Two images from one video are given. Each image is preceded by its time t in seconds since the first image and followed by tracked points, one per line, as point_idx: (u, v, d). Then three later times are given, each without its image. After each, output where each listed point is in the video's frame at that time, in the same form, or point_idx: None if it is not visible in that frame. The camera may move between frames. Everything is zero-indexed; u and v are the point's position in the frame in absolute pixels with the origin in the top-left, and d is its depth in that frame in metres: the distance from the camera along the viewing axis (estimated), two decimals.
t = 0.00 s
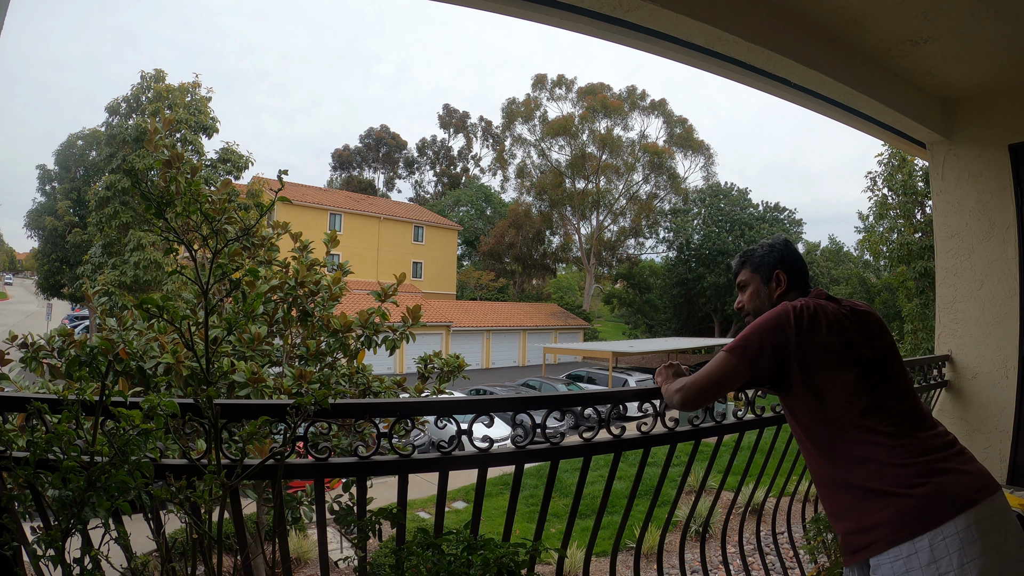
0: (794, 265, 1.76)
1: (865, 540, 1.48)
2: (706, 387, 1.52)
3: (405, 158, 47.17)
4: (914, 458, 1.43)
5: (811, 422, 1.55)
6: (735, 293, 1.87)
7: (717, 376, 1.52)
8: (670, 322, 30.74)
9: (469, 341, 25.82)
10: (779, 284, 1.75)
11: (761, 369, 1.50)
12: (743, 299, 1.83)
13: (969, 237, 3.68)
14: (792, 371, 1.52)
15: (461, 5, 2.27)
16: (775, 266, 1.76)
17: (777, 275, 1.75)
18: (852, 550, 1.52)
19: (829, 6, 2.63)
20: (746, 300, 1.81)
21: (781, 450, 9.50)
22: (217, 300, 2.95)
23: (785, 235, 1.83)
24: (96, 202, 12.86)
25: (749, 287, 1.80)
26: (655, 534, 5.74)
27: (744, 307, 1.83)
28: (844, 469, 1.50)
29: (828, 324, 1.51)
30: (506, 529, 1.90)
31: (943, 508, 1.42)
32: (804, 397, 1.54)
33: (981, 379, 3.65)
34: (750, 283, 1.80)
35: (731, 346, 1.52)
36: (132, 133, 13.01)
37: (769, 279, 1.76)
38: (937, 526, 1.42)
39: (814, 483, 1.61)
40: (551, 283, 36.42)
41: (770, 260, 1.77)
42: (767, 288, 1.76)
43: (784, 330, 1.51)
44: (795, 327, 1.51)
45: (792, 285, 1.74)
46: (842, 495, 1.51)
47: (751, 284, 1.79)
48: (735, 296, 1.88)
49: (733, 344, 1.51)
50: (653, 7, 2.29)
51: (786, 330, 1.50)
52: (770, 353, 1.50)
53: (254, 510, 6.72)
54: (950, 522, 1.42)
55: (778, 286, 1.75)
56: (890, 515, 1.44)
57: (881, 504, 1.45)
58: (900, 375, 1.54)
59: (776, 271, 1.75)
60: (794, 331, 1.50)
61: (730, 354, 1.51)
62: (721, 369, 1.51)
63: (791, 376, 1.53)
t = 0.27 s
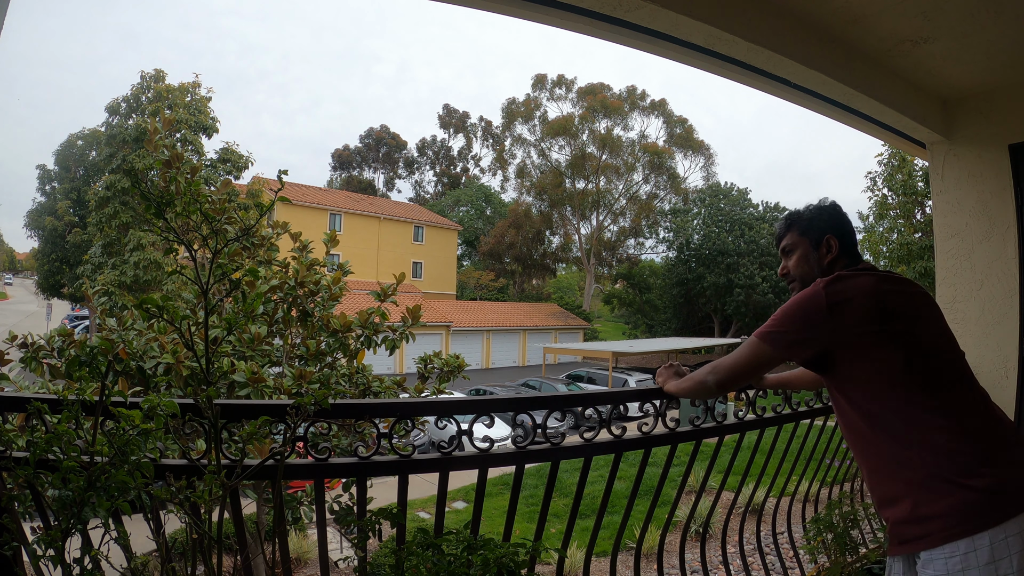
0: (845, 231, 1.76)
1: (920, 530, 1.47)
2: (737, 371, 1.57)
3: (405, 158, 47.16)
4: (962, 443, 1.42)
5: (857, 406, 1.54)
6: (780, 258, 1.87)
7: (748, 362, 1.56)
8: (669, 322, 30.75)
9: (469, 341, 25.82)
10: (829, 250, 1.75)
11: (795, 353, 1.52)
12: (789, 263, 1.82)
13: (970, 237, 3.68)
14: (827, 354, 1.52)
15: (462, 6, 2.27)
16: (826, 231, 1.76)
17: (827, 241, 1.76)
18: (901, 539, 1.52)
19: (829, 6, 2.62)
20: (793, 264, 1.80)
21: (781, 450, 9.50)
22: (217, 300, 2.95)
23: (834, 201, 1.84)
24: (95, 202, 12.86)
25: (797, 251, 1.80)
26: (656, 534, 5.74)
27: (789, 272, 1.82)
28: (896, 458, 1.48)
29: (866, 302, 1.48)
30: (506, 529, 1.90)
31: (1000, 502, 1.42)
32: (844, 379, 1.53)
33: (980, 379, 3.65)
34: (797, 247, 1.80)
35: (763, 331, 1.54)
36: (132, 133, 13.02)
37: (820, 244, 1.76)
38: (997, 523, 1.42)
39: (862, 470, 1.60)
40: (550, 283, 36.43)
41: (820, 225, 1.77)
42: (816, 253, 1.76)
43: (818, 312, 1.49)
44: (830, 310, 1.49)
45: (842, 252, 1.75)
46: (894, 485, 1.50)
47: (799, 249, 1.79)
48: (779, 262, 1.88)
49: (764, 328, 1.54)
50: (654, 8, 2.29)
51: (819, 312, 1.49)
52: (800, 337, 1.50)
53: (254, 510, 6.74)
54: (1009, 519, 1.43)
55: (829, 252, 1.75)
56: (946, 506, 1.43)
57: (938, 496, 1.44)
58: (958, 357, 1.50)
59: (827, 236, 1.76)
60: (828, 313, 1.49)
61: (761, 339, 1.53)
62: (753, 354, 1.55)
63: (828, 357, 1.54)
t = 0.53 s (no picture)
0: (866, 230, 1.76)
1: (963, 529, 1.46)
2: (752, 369, 1.59)
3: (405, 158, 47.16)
4: (993, 439, 1.41)
5: (881, 405, 1.53)
6: (798, 258, 1.87)
7: (762, 361, 1.58)
8: (670, 322, 30.72)
9: (470, 341, 25.81)
10: (849, 249, 1.74)
11: (810, 353, 1.53)
12: (807, 264, 1.83)
13: (970, 237, 3.68)
14: (841, 352, 1.53)
15: (463, 6, 2.27)
16: (845, 231, 1.76)
17: (847, 240, 1.75)
18: (945, 539, 1.51)
19: (829, 6, 2.62)
20: (811, 265, 1.80)
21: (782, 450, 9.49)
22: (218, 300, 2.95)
23: (854, 199, 1.83)
24: (96, 201, 12.87)
25: (816, 251, 1.80)
26: (656, 534, 5.74)
27: (808, 272, 1.82)
28: (928, 454, 1.47)
29: (881, 300, 1.48)
30: (506, 529, 1.90)
31: None
32: (864, 377, 1.54)
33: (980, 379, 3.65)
34: (816, 247, 1.79)
35: (778, 331, 1.56)
36: (133, 133, 13.02)
37: (839, 244, 1.76)
38: None
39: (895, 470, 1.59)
40: (551, 283, 36.40)
41: (840, 224, 1.77)
42: (836, 253, 1.76)
43: (832, 310, 1.50)
44: (844, 309, 1.50)
45: (862, 252, 1.74)
46: (931, 484, 1.49)
47: (818, 249, 1.79)
48: (798, 261, 1.88)
49: (779, 328, 1.56)
50: (654, 8, 2.29)
51: (834, 310, 1.50)
52: (813, 336, 1.52)
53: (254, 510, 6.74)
54: None
55: (848, 252, 1.75)
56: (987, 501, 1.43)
57: (978, 491, 1.43)
58: (980, 348, 1.49)
59: (846, 236, 1.75)
60: (843, 312, 1.50)
61: (774, 339, 1.56)
62: (768, 353, 1.57)
63: (846, 358, 1.54)
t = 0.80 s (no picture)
0: (865, 237, 1.75)
1: (968, 530, 1.46)
2: (753, 370, 1.58)
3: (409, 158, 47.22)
4: (997, 439, 1.40)
5: (883, 408, 1.53)
6: (797, 267, 1.86)
7: (765, 361, 1.57)
8: (673, 322, 30.66)
9: (473, 341, 25.81)
10: (848, 257, 1.74)
11: (812, 354, 1.52)
12: (806, 272, 1.82)
13: (975, 237, 3.65)
14: (843, 354, 1.52)
15: (466, 5, 2.27)
16: (843, 238, 1.75)
17: (846, 247, 1.75)
18: (951, 541, 1.50)
19: (833, 5, 2.61)
20: (810, 273, 1.80)
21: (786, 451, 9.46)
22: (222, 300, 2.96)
23: (852, 207, 1.82)
24: (101, 202, 12.93)
25: (815, 260, 1.79)
26: (660, 534, 5.74)
27: (807, 280, 1.82)
28: (932, 456, 1.46)
29: (883, 302, 1.48)
30: (510, 529, 1.90)
31: None
32: (867, 379, 1.52)
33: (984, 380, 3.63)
34: (815, 255, 1.79)
35: (779, 332, 1.55)
36: (137, 134, 13.08)
37: (838, 252, 1.75)
38: None
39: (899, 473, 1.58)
40: (555, 283, 36.38)
41: (838, 231, 1.77)
42: (835, 261, 1.76)
43: (834, 313, 1.50)
44: (847, 310, 1.49)
45: (860, 259, 1.74)
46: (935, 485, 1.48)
47: (817, 257, 1.79)
48: (797, 271, 1.88)
49: (781, 330, 1.55)
50: (658, 7, 2.28)
51: (837, 313, 1.49)
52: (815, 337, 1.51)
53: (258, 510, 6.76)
54: None
55: (847, 259, 1.74)
56: (990, 500, 1.42)
57: (981, 490, 1.42)
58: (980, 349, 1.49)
59: (844, 243, 1.75)
60: (846, 314, 1.49)
61: (775, 340, 1.55)
62: (770, 354, 1.56)
63: (849, 360, 1.53)
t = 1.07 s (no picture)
0: (838, 260, 1.75)
1: (937, 536, 1.44)
2: (742, 376, 1.53)
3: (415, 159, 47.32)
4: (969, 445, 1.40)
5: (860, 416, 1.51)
6: (772, 287, 1.86)
7: (753, 365, 1.52)
8: (680, 322, 30.56)
9: (480, 341, 25.83)
10: (821, 278, 1.74)
11: (799, 360, 1.50)
12: (781, 292, 1.81)
13: (982, 236, 3.61)
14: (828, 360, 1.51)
15: (469, 6, 2.27)
16: (817, 260, 1.75)
17: (818, 269, 1.75)
18: (922, 549, 1.47)
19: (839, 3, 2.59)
20: (785, 293, 1.79)
21: (793, 452, 9.41)
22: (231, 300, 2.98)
23: (827, 230, 1.82)
24: (109, 203, 13.03)
25: (790, 280, 1.79)
26: (667, 534, 5.72)
27: (782, 300, 1.81)
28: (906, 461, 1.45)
29: (866, 308, 1.50)
30: (517, 529, 1.90)
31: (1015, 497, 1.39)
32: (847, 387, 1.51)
33: (993, 380, 3.59)
34: (790, 277, 1.78)
35: (767, 337, 1.53)
36: (145, 135, 13.18)
37: (811, 274, 1.75)
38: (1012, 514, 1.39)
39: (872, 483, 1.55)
40: (561, 283, 36.34)
41: (812, 254, 1.76)
42: (808, 282, 1.75)
43: (821, 320, 1.50)
44: (832, 318, 1.49)
45: (833, 280, 1.74)
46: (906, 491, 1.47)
47: (791, 279, 1.78)
48: (771, 291, 1.87)
49: (769, 335, 1.52)
50: (663, 7, 2.27)
51: (823, 319, 1.49)
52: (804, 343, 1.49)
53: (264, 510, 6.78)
54: None
55: (820, 281, 1.74)
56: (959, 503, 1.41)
57: (952, 495, 1.41)
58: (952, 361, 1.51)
59: (817, 265, 1.74)
60: (831, 322, 1.49)
61: (765, 344, 1.51)
62: (758, 359, 1.52)
63: (831, 368, 1.52)
